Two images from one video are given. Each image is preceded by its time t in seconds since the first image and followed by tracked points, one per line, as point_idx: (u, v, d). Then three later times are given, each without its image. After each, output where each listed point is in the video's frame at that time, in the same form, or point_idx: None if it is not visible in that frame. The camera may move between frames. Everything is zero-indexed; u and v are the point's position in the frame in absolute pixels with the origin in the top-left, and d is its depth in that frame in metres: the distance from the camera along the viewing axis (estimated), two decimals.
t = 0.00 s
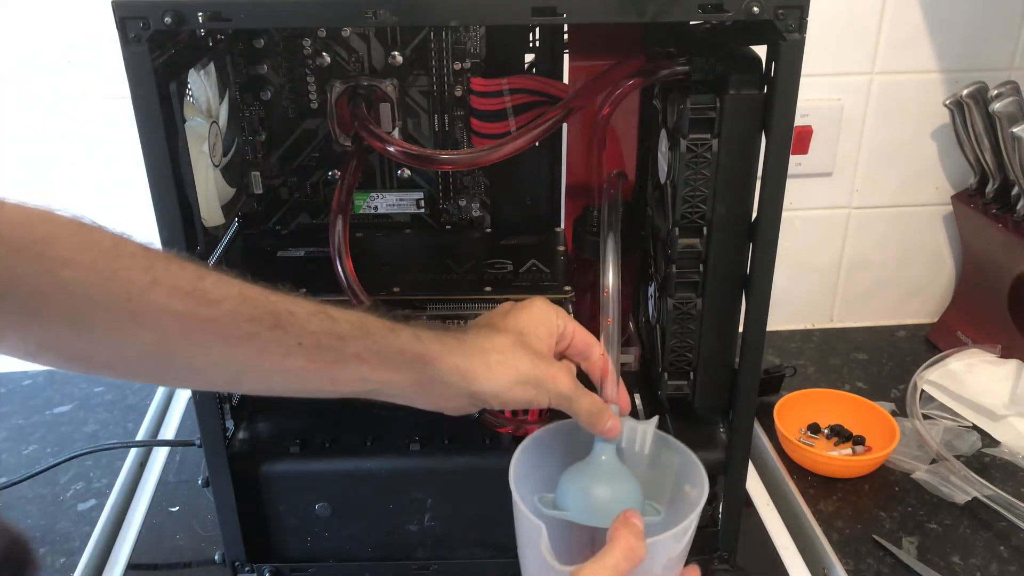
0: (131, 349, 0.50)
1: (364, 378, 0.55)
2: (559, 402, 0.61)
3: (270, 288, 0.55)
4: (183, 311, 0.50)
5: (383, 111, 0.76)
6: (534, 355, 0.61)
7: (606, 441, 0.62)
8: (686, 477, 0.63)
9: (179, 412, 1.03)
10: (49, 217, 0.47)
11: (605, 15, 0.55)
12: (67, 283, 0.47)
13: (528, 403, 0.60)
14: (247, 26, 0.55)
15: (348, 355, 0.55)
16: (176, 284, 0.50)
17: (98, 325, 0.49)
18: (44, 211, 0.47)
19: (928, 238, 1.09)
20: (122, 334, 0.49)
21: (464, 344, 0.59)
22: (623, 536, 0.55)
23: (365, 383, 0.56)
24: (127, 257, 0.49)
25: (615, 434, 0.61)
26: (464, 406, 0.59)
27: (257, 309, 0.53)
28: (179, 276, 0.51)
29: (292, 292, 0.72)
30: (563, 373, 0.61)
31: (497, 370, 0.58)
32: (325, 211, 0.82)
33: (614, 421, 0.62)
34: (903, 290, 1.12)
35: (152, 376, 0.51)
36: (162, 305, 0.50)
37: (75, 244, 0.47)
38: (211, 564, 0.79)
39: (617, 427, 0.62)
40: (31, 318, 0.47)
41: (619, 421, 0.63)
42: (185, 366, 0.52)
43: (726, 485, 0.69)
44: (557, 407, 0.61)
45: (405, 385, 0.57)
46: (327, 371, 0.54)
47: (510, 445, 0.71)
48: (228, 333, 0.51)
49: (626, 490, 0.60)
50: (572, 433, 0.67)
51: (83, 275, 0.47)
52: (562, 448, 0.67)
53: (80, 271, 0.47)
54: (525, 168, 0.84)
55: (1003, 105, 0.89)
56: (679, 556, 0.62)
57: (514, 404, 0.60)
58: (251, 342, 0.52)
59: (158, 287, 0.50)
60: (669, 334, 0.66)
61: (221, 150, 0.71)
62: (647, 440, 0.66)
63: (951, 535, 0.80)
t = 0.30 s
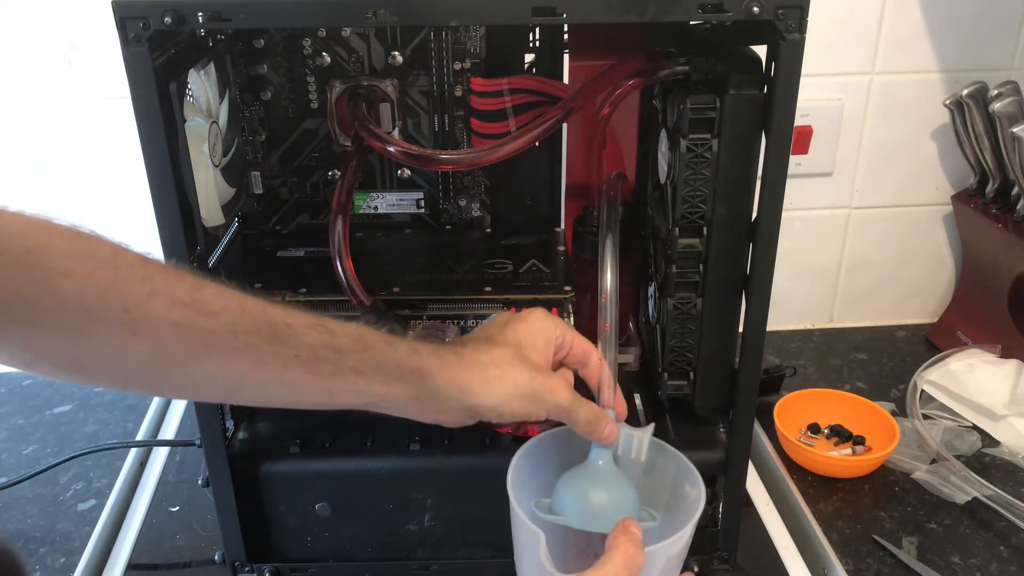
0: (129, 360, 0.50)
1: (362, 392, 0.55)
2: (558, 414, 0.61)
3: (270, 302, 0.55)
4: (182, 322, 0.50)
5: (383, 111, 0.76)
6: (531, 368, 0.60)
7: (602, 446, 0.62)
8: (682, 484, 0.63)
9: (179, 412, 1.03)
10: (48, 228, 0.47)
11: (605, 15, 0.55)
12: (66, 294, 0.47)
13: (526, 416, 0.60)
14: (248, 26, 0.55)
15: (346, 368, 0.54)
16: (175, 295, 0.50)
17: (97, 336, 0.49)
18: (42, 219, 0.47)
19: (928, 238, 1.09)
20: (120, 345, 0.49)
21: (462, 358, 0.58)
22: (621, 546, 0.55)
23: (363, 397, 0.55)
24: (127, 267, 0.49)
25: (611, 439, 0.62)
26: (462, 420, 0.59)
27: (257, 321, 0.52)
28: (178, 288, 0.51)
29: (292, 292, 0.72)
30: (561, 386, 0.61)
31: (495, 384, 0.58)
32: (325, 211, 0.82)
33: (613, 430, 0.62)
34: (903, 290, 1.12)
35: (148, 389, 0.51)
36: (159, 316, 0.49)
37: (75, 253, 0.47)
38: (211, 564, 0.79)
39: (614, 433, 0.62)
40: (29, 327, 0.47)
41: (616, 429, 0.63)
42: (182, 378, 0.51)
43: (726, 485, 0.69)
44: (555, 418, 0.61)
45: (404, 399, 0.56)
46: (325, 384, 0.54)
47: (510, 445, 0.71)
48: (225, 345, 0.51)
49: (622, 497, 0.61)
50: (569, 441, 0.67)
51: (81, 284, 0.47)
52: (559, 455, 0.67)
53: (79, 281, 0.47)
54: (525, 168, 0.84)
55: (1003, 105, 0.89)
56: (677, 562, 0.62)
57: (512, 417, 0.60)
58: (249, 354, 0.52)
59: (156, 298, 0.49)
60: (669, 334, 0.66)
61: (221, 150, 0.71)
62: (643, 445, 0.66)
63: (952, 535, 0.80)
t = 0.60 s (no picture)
0: (130, 361, 0.50)
1: (362, 393, 0.55)
2: (557, 415, 0.61)
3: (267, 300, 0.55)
4: (182, 323, 0.50)
5: (383, 111, 0.76)
6: (530, 370, 0.60)
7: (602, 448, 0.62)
8: (683, 486, 0.63)
9: (179, 413, 1.03)
10: (48, 228, 0.47)
11: (605, 15, 0.55)
12: (65, 294, 0.47)
13: (525, 417, 0.60)
14: (248, 26, 0.55)
15: (346, 368, 0.54)
16: (174, 296, 0.50)
17: (97, 336, 0.48)
18: (42, 220, 0.47)
19: (928, 238, 1.09)
20: (120, 346, 0.49)
21: (462, 359, 0.59)
22: (624, 549, 0.55)
23: (363, 397, 0.55)
24: (127, 268, 0.49)
25: (611, 442, 0.62)
26: (462, 421, 0.59)
27: (257, 321, 0.52)
28: (178, 288, 0.51)
29: (292, 292, 0.72)
30: (560, 388, 0.61)
31: (494, 385, 0.58)
32: (325, 211, 0.82)
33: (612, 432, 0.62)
34: (903, 290, 1.12)
35: (147, 389, 0.51)
36: (159, 316, 0.49)
37: (74, 253, 0.47)
38: (211, 564, 0.79)
39: (613, 436, 0.62)
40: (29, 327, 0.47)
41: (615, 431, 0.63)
42: (182, 379, 0.51)
43: (727, 485, 0.69)
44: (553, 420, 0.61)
45: (404, 400, 0.56)
46: (325, 384, 0.54)
47: (510, 445, 0.71)
48: (225, 345, 0.51)
49: (623, 501, 0.60)
50: (569, 443, 0.67)
51: (80, 284, 0.47)
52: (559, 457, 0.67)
53: (79, 281, 0.47)
54: (525, 168, 0.84)
55: (1003, 105, 0.89)
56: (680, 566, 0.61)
57: (511, 418, 0.60)
58: (248, 354, 0.52)
59: (155, 298, 0.50)
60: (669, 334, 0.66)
61: (221, 150, 0.71)
62: (644, 448, 0.66)
63: (952, 535, 0.80)
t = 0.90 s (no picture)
0: (131, 359, 0.51)
1: (363, 390, 0.55)
2: (558, 411, 0.60)
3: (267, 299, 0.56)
4: (181, 320, 0.51)
5: (383, 111, 0.76)
6: (529, 365, 0.60)
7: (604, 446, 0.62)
8: (684, 485, 0.63)
9: (179, 413, 1.03)
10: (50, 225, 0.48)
11: (605, 16, 0.55)
12: (67, 290, 0.48)
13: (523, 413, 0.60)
14: (248, 26, 0.55)
15: (345, 365, 0.55)
16: (174, 294, 0.51)
17: (97, 334, 0.50)
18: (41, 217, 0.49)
19: (928, 237, 1.09)
20: (120, 343, 0.51)
21: (461, 356, 0.59)
22: (628, 555, 0.56)
23: (363, 394, 0.55)
24: (126, 265, 0.51)
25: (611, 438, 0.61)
26: (461, 417, 0.60)
27: (255, 317, 0.53)
28: (177, 286, 0.52)
29: (292, 292, 0.72)
30: (559, 382, 0.60)
31: (494, 381, 0.58)
32: (325, 211, 0.82)
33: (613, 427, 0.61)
34: (903, 290, 1.12)
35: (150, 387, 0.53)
36: (157, 314, 0.51)
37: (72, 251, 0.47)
38: (211, 564, 0.79)
39: (613, 432, 0.61)
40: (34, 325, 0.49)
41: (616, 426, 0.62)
42: (182, 377, 0.53)
43: (727, 485, 0.69)
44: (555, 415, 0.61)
45: (403, 397, 0.57)
46: (325, 382, 0.55)
47: (510, 445, 0.71)
48: (223, 343, 0.52)
49: (625, 501, 0.60)
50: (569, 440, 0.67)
51: (80, 282, 0.49)
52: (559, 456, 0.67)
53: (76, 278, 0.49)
54: (525, 168, 0.84)
55: (1002, 105, 0.89)
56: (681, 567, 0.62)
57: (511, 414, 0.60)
58: (246, 351, 0.53)
59: (156, 295, 0.51)
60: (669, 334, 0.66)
61: (221, 150, 0.71)
62: (644, 446, 0.65)
63: (952, 535, 0.80)
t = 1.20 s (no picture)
0: (127, 354, 0.53)
1: (357, 383, 0.56)
2: (558, 395, 0.60)
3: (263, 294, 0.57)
4: (172, 315, 0.53)
5: (383, 111, 0.76)
6: (525, 351, 0.60)
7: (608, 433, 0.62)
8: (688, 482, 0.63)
9: (179, 413, 1.03)
10: (54, 225, 0.51)
11: (605, 16, 0.55)
12: (63, 286, 0.50)
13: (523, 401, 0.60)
14: (248, 27, 0.55)
15: (338, 357, 0.55)
16: (166, 288, 0.53)
17: (92, 330, 0.52)
18: (35, 215, 0.50)
19: (928, 237, 1.09)
20: (113, 338, 0.52)
21: (455, 345, 0.58)
22: (637, 556, 0.56)
23: (357, 387, 0.56)
24: (119, 261, 0.52)
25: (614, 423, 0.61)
26: (460, 409, 0.59)
27: (248, 311, 0.54)
28: (170, 280, 0.53)
29: (291, 292, 0.72)
30: (559, 367, 0.60)
31: (488, 369, 0.58)
32: (325, 211, 0.82)
33: (615, 411, 0.61)
34: (903, 290, 1.12)
35: (150, 381, 0.54)
36: (151, 308, 0.52)
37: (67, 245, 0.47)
38: (211, 564, 0.79)
39: (616, 416, 0.61)
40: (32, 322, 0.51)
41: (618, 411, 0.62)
42: (176, 370, 0.54)
43: (726, 485, 0.69)
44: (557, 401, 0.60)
45: (397, 389, 0.57)
46: (318, 375, 0.55)
47: (510, 445, 0.71)
48: (216, 337, 0.54)
49: (630, 486, 0.60)
50: (573, 432, 0.67)
51: (72, 277, 0.50)
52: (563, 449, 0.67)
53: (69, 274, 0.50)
54: (525, 168, 0.84)
55: (1003, 105, 0.89)
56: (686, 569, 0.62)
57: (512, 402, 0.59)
58: (238, 344, 0.54)
59: (148, 289, 0.52)
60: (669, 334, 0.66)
61: (222, 150, 0.71)
62: (650, 439, 0.65)
63: (952, 535, 0.80)
